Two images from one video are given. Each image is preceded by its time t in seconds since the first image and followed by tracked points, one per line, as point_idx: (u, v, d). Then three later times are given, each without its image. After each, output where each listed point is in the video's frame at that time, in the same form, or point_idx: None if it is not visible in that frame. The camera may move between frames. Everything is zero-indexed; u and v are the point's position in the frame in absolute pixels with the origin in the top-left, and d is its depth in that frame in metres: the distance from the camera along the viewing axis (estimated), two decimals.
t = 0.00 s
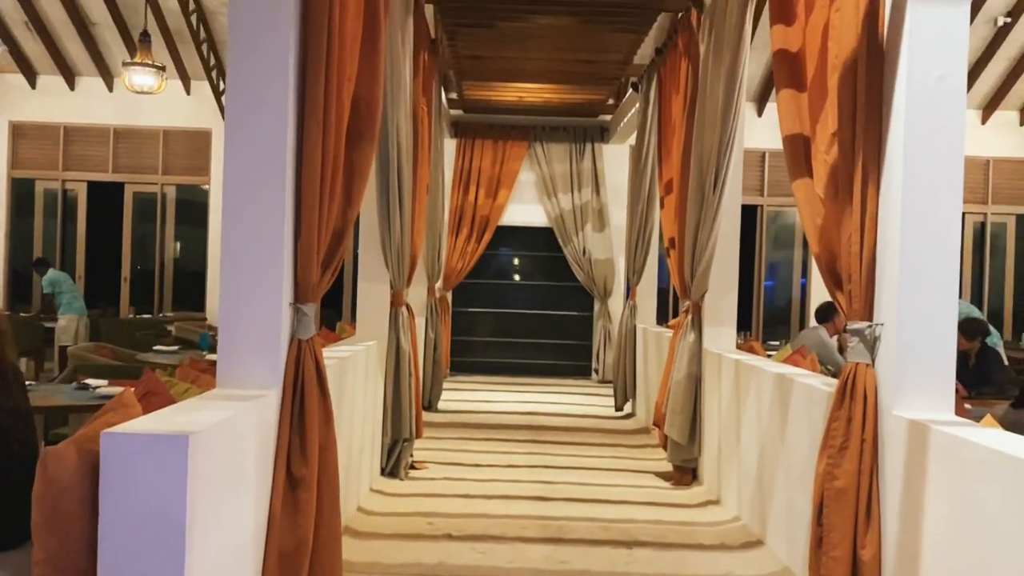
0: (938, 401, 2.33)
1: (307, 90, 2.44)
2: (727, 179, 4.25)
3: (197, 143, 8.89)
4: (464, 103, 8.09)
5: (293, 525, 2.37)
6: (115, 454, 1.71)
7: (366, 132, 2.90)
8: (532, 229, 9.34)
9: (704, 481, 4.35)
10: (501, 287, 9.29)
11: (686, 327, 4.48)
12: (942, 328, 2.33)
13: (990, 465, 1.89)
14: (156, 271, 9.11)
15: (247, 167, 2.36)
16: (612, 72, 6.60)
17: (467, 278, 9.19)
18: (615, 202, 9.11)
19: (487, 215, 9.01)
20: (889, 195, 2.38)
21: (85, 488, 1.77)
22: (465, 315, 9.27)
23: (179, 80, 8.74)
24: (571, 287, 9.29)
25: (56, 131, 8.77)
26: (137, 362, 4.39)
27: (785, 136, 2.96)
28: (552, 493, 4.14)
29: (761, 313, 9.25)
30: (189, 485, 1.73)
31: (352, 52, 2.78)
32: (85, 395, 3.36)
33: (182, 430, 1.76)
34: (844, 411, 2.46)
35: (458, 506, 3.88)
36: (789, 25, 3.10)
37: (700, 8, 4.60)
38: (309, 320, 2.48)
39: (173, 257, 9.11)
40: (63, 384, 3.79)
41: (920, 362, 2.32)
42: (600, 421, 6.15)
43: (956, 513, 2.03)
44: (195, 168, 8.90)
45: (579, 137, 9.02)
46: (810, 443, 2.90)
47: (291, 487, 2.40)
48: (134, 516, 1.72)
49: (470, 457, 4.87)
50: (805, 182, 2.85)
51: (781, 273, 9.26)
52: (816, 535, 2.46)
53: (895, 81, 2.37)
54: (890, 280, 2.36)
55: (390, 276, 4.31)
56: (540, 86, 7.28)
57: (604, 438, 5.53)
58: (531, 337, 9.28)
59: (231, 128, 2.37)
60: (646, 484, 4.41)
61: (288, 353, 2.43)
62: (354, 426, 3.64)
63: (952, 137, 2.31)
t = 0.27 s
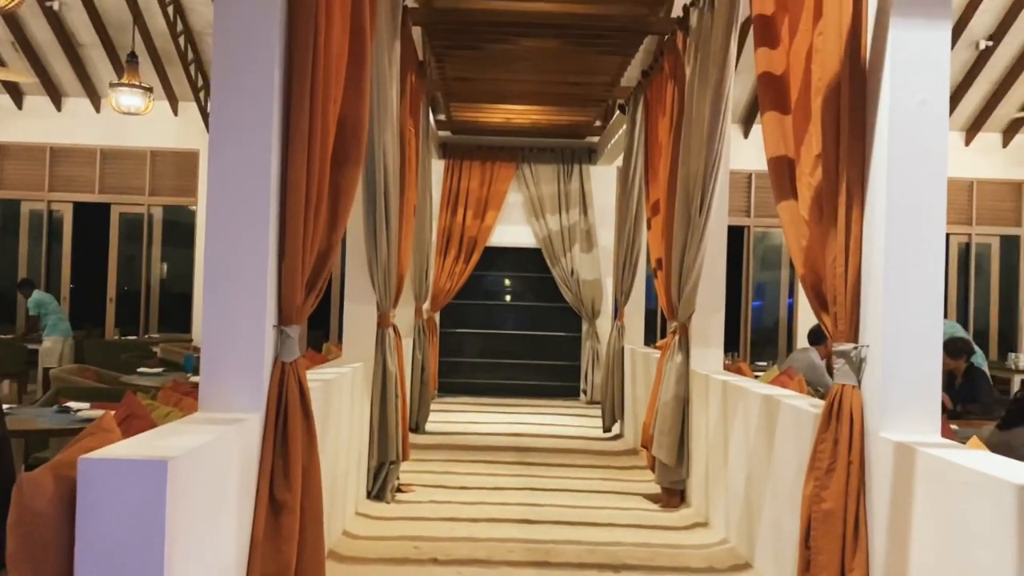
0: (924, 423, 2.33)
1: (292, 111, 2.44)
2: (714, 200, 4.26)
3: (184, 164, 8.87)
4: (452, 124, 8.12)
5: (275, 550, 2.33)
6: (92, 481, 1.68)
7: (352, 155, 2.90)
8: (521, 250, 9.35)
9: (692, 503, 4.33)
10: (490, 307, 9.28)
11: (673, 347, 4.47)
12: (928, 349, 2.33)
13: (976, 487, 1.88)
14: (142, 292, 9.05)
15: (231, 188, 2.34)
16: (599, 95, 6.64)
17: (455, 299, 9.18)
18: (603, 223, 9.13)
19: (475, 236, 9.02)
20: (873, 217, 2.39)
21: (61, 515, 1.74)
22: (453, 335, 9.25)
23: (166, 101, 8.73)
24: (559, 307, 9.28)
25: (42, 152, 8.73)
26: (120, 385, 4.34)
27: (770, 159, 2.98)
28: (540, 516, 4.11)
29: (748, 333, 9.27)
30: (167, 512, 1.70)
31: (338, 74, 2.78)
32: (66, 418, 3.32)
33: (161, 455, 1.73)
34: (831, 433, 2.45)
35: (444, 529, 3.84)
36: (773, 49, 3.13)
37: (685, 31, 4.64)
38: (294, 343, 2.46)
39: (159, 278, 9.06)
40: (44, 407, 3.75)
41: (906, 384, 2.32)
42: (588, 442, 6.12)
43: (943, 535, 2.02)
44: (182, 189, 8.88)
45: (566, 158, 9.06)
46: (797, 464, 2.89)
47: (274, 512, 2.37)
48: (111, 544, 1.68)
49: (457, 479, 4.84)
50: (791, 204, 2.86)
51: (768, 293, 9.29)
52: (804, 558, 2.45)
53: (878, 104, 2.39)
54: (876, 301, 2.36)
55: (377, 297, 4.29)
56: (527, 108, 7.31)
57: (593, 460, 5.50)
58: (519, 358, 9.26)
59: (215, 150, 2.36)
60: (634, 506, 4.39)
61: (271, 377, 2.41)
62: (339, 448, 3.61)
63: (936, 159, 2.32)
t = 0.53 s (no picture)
0: (908, 446, 2.33)
1: (277, 135, 2.43)
2: (697, 224, 4.28)
3: (167, 187, 8.84)
4: (437, 147, 8.14)
5: None
6: (71, 512, 1.65)
7: (336, 178, 2.89)
8: (506, 272, 9.34)
9: (678, 527, 4.31)
10: (475, 330, 9.26)
11: (658, 370, 4.47)
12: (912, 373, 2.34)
13: (962, 511, 1.88)
14: (123, 314, 8.96)
15: (213, 211, 2.33)
16: (583, 119, 6.68)
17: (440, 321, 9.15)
18: (587, 246, 9.15)
19: (460, 258, 9.01)
20: (856, 241, 2.41)
21: (38, 548, 1.70)
22: (438, 358, 9.21)
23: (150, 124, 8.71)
24: (544, 330, 9.28)
25: (25, 174, 8.68)
26: (101, 410, 4.29)
27: (753, 184, 3.00)
28: (525, 541, 4.08)
29: (732, 355, 9.28)
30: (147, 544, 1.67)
31: (324, 98, 2.79)
32: (45, 445, 3.27)
33: (141, 484, 1.70)
34: (816, 457, 2.45)
35: (428, 556, 3.81)
36: (755, 74, 3.16)
37: (668, 56, 4.68)
38: (276, 368, 2.43)
39: (142, 301, 8.98)
40: (23, 433, 3.69)
41: (890, 407, 2.33)
42: (573, 466, 6.09)
43: (930, 560, 2.01)
44: (165, 212, 8.84)
45: (550, 182, 9.10)
46: (783, 488, 2.88)
47: (256, 541, 2.34)
48: None
49: (442, 504, 4.80)
50: (774, 229, 2.87)
51: (751, 314, 9.31)
52: None
53: (859, 129, 2.42)
54: (860, 324, 2.37)
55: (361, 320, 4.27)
56: (512, 131, 7.35)
57: (578, 483, 5.48)
58: (503, 381, 9.23)
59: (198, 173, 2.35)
60: (620, 530, 4.37)
61: (254, 402, 2.38)
62: (323, 473, 3.56)
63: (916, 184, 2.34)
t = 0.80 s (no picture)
0: (896, 472, 2.32)
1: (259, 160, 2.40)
2: (680, 249, 4.29)
3: (147, 211, 8.77)
4: (419, 171, 8.14)
5: None
6: (44, 546, 1.60)
7: (319, 203, 2.86)
8: (489, 296, 9.35)
9: (663, 554, 4.27)
10: (458, 354, 9.21)
11: (642, 396, 4.45)
12: (899, 399, 2.33)
13: (952, 539, 1.87)
14: (101, 340, 8.84)
15: (194, 237, 2.30)
16: (566, 144, 6.72)
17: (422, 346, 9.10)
18: (570, 269, 9.15)
19: (442, 282, 8.98)
20: (842, 266, 2.41)
21: None
22: (420, 383, 9.15)
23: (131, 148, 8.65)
24: (528, 354, 9.25)
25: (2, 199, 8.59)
26: (77, 439, 4.20)
27: (737, 210, 3.00)
28: (509, 570, 4.03)
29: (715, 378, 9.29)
30: None
31: (307, 124, 2.77)
32: (18, 476, 3.19)
33: (117, 517, 1.65)
34: (803, 484, 2.43)
35: None
36: (737, 100, 3.18)
37: (650, 82, 4.72)
38: (257, 397, 2.38)
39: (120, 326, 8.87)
40: None
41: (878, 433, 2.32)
42: (557, 492, 6.05)
43: None
44: (145, 236, 8.76)
45: (533, 205, 9.11)
46: (769, 516, 2.86)
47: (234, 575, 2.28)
48: None
49: (425, 533, 4.73)
50: (757, 254, 2.87)
51: (733, 337, 9.34)
52: None
53: (843, 156, 2.43)
54: (846, 350, 2.37)
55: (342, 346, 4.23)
56: (495, 156, 7.36)
57: (562, 510, 5.43)
58: (486, 406, 9.18)
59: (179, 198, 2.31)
60: (605, 558, 4.33)
61: (233, 431, 2.33)
62: (303, 502, 3.50)
63: (901, 210, 2.35)
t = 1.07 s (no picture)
0: (883, 502, 2.31)
1: (240, 188, 2.38)
2: (662, 276, 4.30)
3: (124, 236, 8.67)
4: (400, 196, 8.13)
5: None
6: None
7: (300, 231, 2.84)
8: (470, 321, 9.33)
9: None
10: (439, 380, 9.19)
11: (626, 423, 4.43)
12: (883, 427, 2.33)
13: (940, 570, 1.85)
14: (75, 367, 8.69)
15: (173, 266, 2.26)
16: (547, 170, 6.74)
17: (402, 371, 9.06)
18: (552, 294, 9.13)
19: (423, 307, 8.94)
20: (825, 294, 2.41)
21: None
22: (400, 409, 9.08)
23: (108, 174, 8.56)
24: (509, 380, 9.22)
25: None
26: (51, 470, 4.11)
27: (719, 236, 3.01)
28: None
29: (696, 403, 9.27)
30: None
31: (288, 151, 2.75)
32: None
33: (89, 557, 1.60)
34: (790, 514, 2.42)
35: None
36: (718, 128, 3.20)
37: (631, 110, 4.74)
38: (236, 429, 2.33)
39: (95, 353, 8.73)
40: None
41: (863, 462, 2.31)
42: (539, 520, 5.99)
43: None
44: (121, 261, 8.65)
45: (514, 230, 9.10)
46: (755, 545, 2.85)
47: None
48: None
49: (406, 564, 4.66)
50: (741, 280, 2.87)
51: (713, 362, 9.35)
52: None
53: (825, 185, 2.44)
54: (831, 378, 2.36)
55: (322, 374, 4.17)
56: (475, 181, 7.37)
57: (544, 539, 5.37)
58: (467, 432, 9.12)
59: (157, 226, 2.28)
60: None
61: (212, 464, 2.28)
62: (283, 534, 3.43)
63: (883, 238, 2.36)
